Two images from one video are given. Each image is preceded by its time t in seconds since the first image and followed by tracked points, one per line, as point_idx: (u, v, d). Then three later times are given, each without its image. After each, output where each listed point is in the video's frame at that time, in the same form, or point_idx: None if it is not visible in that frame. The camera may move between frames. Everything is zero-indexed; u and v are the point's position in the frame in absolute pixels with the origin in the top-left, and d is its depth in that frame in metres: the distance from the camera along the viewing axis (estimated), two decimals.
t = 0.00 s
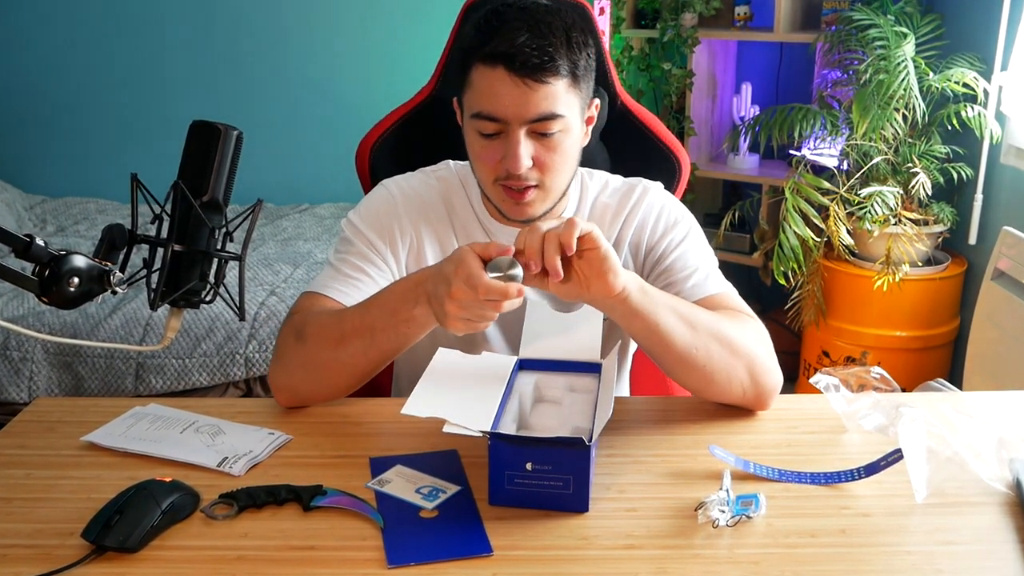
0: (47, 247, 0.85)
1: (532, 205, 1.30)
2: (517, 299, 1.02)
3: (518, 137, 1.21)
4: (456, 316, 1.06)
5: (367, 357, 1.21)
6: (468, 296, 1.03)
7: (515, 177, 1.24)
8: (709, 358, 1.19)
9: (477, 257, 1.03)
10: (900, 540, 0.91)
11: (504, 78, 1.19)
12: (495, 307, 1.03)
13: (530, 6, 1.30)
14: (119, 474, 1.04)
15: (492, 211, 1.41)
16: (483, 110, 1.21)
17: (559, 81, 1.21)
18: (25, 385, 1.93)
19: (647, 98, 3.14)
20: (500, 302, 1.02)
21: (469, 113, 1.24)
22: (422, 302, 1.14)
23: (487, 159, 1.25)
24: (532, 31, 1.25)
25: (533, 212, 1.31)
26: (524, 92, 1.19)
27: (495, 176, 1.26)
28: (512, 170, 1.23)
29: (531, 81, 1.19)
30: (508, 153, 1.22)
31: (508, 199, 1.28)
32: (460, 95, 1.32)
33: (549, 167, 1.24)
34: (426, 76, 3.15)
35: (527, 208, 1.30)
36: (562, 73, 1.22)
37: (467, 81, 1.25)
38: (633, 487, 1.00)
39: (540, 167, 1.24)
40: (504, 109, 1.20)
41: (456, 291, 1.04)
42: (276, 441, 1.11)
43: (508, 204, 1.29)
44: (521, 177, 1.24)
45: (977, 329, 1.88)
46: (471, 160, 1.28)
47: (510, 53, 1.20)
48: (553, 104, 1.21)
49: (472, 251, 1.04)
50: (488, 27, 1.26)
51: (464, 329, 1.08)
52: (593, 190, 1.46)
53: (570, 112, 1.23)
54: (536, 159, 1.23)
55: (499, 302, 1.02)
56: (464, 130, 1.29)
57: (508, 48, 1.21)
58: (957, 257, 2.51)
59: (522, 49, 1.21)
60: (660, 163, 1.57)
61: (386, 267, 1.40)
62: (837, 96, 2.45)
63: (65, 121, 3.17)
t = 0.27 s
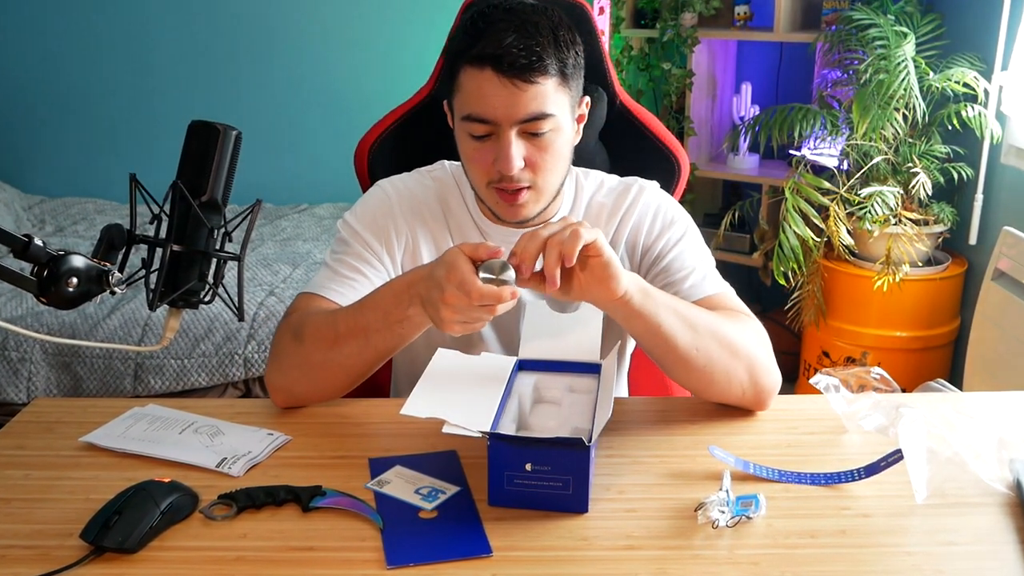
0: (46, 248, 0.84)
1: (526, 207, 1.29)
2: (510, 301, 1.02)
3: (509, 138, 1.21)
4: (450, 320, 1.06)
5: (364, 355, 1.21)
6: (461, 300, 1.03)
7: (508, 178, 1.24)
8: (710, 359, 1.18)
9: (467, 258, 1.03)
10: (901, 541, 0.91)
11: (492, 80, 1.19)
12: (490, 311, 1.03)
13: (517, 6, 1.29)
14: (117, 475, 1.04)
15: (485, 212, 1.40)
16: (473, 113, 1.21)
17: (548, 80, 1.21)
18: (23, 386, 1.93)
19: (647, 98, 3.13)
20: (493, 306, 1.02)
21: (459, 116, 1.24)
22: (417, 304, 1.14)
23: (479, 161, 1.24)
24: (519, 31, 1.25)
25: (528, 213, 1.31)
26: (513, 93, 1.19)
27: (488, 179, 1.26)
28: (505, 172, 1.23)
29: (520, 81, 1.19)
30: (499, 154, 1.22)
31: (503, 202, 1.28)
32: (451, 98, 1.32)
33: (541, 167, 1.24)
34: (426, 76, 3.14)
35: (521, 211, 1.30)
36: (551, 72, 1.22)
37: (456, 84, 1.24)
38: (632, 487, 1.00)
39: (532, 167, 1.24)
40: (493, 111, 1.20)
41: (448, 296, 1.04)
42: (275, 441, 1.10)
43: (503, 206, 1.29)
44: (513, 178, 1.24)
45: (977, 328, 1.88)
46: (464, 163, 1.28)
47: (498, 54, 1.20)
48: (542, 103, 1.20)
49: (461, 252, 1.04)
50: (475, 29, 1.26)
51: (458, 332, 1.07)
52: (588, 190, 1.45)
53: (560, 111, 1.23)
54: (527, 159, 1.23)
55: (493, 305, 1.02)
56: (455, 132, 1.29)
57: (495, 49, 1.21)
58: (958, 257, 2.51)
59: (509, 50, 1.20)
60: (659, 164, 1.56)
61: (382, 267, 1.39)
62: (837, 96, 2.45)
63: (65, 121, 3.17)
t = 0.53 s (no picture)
0: (45, 248, 0.84)
1: (527, 210, 1.29)
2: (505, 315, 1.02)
3: (511, 142, 1.21)
4: (447, 329, 1.06)
5: (367, 360, 1.20)
6: (456, 310, 1.03)
7: (509, 182, 1.24)
8: (706, 365, 1.18)
9: (468, 268, 1.03)
10: (901, 542, 0.90)
11: (495, 84, 1.19)
12: (484, 322, 1.03)
13: (519, 9, 1.29)
14: (116, 476, 1.04)
15: (485, 212, 1.40)
16: (475, 116, 1.21)
17: (550, 85, 1.20)
18: (22, 386, 1.92)
19: (647, 98, 3.13)
20: (488, 317, 1.02)
21: (461, 119, 1.24)
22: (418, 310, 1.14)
23: (481, 164, 1.24)
24: (522, 34, 1.24)
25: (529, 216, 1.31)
26: (515, 97, 1.19)
27: (490, 182, 1.26)
28: (506, 175, 1.23)
29: (523, 85, 1.18)
30: (501, 158, 1.22)
31: (504, 204, 1.28)
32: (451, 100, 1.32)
33: (542, 171, 1.24)
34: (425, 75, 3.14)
35: (522, 212, 1.30)
36: (553, 76, 1.21)
37: (458, 87, 1.24)
38: (632, 488, 1.00)
39: (533, 170, 1.24)
40: (495, 115, 1.20)
41: (445, 305, 1.04)
42: (274, 442, 1.10)
43: (504, 210, 1.29)
44: (515, 182, 1.24)
45: (977, 328, 1.88)
46: (465, 166, 1.28)
47: (500, 58, 1.19)
48: (544, 108, 1.20)
49: (462, 261, 1.03)
50: (478, 32, 1.25)
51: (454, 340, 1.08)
52: (588, 191, 1.45)
53: (562, 115, 1.23)
54: (529, 163, 1.23)
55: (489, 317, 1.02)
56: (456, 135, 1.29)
57: (498, 53, 1.20)
58: (958, 257, 2.51)
59: (512, 54, 1.20)
60: (659, 164, 1.56)
61: (383, 268, 1.39)
62: (837, 96, 2.44)
63: (63, 121, 3.17)
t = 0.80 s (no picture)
0: (43, 248, 0.84)
1: (527, 214, 1.29)
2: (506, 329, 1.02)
3: (511, 146, 1.20)
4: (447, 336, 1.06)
5: (368, 364, 1.19)
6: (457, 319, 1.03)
7: (509, 187, 1.23)
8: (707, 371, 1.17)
9: (471, 278, 1.02)
10: (901, 542, 0.90)
11: (495, 88, 1.19)
12: (484, 333, 1.03)
13: (519, 12, 1.28)
14: (115, 476, 1.04)
15: (485, 214, 1.40)
16: (475, 120, 1.21)
17: (550, 89, 1.20)
18: (20, 387, 1.92)
19: (646, 97, 3.12)
20: (488, 329, 1.02)
21: (461, 123, 1.24)
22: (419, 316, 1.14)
23: (481, 169, 1.24)
24: (522, 38, 1.24)
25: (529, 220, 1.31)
26: (515, 101, 1.19)
27: (490, 186, 1.25)
28: (506, 180, 1.22)
29: (523, 90, 1.18)
30: (501, 162, 1.22)
31: (505, 209, 1.27)
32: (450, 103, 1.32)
33: (543, 175, 1.24)
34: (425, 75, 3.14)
35: (522, 216, 1.29)
36: (553, 80, 1.21)
37: (458, 91, 1.24)
38: (631, 489, 1.00)
39: (533, 175, 1.24)
40: (495, 119, 1.19)
41: (446, 314, 1.04)
42: (273, 442, 1.10)
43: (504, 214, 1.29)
44: (515, 186, 1.24)
45: (977, 329, 1.88)
46: (465, 170, 1.28)
47: (500, 62, 1.19)
48: (544, 112, 1.20)
49: (465, 271, 1.03)
50: (477, 35, 1.25)
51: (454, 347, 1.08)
52: (588, 192, 1.45)
53: (563, 120, 1.23)
54: (529, 167, 1.23)
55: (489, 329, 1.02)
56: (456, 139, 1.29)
57: (498, 57, 1.20)
58: (958, 258, 2.50)
59: (512, 58, 1.19)
60: (659, 164, 1.56)
61: (384, 270, 1.39)
62: (837, 96, 2.44)
63: (62, 121, 3.16)
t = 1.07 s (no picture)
0: (42, 249, 0.84)
1: (527, 217, 1.29)
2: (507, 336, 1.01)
3: (510, 151, 1.20)
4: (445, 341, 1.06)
5: (363, 365, 1.19)
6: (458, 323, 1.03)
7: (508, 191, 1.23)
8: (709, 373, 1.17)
9: (472, 282, 1.02)
10: (901, 543, 0.90)
11: (493, 93, 1.18)
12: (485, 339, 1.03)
13: (517, 15, 1.28)
14: (113, 477, 1.03)
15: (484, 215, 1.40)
16: (473, 125, 1.20)
17: (549, 93, 1.20)
18: (19, 387, 1.92)
19: (646, 97, 3.11)
20: (491, 335, 1.02)
21: (459, 127, 1.23)
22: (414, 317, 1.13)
23: (480, 173, 1.24)
24: (520, 42, 1.24)
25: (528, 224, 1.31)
26: (514, 106, 1.18)
27: (489, 190, 1.25)
28: (505, 184, 1.22)
29: (521, 94, 1.18)
30: (500, 167, 1.22)
31: (504, 212, 1.28)
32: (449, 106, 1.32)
33: (542, 179, 1.24)
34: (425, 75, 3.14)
35: (521, 220, 1.30)
36: (552, 84, 1.21)
37: (456, 95, 1.24)
38: (631, 489, 0.99)
39: (532, 179, 1.24)
40: (494, 124, 1.19)
41: (446, 318, 1.04)
42: (272, 443, 1.10)
43: (503, 217, 1.29)
44: (514, 191, 1.23)
45: (977, 329, 1.87)
46: (464, 173, 1.28)
47: (498, 67, 1.19)
48: (543, 116, 1.20)
49: (467, 274, 1.03)
50: (475, 39, 1.24)
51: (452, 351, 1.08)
52: (589, 194, 1.44)
53: (562, 124, 1.23)
54: (528, 172, 1.23)
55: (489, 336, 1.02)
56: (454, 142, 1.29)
57: (496, 62, 1.20)
58: (959, 258, 2.50)
59: (510, 63, 1.19)
60: (659, 164, 1.56)
61: (383, 271, 1.39)
62: (837, 95, 2.44)
63: (61, 121, 3.16)
